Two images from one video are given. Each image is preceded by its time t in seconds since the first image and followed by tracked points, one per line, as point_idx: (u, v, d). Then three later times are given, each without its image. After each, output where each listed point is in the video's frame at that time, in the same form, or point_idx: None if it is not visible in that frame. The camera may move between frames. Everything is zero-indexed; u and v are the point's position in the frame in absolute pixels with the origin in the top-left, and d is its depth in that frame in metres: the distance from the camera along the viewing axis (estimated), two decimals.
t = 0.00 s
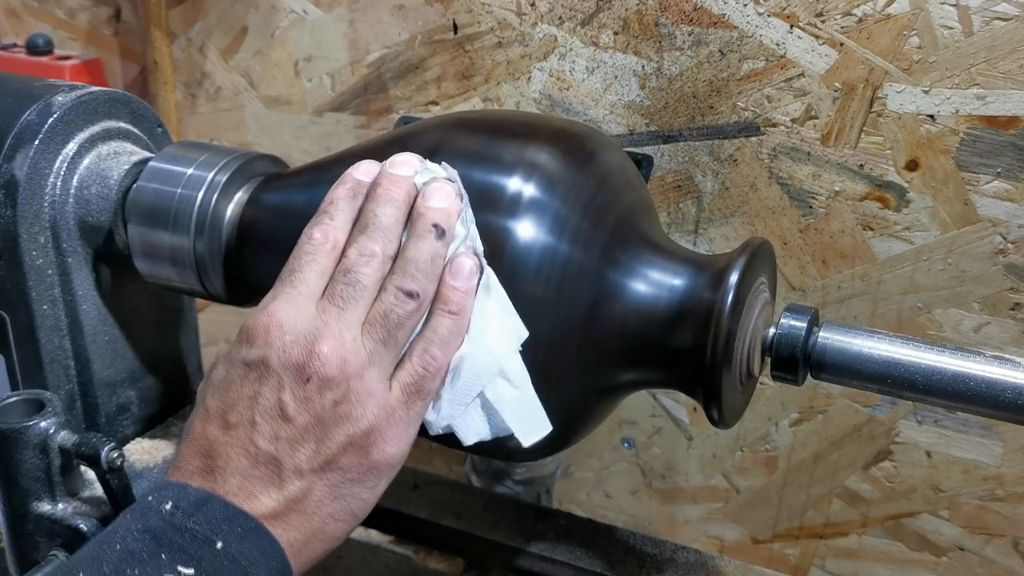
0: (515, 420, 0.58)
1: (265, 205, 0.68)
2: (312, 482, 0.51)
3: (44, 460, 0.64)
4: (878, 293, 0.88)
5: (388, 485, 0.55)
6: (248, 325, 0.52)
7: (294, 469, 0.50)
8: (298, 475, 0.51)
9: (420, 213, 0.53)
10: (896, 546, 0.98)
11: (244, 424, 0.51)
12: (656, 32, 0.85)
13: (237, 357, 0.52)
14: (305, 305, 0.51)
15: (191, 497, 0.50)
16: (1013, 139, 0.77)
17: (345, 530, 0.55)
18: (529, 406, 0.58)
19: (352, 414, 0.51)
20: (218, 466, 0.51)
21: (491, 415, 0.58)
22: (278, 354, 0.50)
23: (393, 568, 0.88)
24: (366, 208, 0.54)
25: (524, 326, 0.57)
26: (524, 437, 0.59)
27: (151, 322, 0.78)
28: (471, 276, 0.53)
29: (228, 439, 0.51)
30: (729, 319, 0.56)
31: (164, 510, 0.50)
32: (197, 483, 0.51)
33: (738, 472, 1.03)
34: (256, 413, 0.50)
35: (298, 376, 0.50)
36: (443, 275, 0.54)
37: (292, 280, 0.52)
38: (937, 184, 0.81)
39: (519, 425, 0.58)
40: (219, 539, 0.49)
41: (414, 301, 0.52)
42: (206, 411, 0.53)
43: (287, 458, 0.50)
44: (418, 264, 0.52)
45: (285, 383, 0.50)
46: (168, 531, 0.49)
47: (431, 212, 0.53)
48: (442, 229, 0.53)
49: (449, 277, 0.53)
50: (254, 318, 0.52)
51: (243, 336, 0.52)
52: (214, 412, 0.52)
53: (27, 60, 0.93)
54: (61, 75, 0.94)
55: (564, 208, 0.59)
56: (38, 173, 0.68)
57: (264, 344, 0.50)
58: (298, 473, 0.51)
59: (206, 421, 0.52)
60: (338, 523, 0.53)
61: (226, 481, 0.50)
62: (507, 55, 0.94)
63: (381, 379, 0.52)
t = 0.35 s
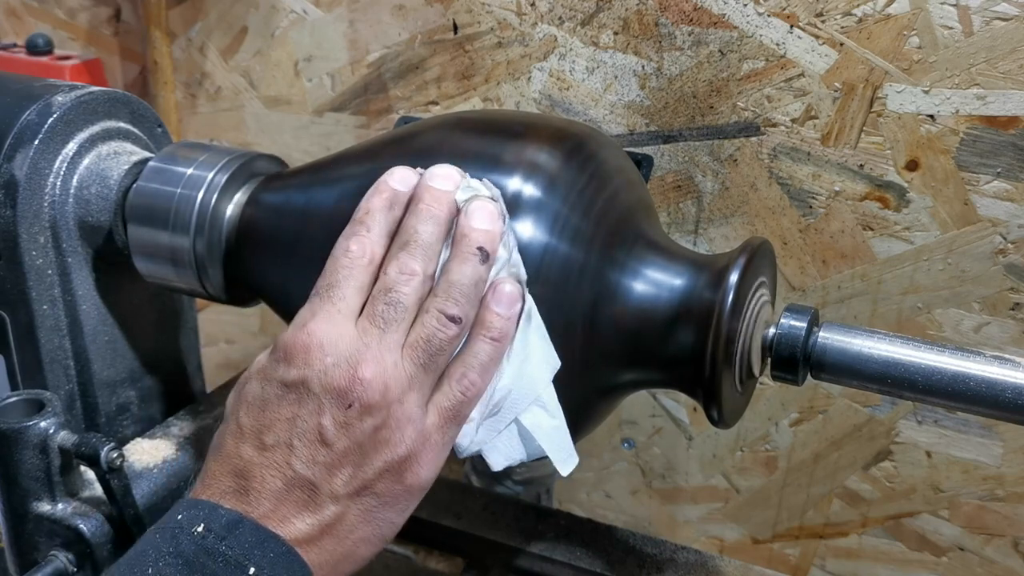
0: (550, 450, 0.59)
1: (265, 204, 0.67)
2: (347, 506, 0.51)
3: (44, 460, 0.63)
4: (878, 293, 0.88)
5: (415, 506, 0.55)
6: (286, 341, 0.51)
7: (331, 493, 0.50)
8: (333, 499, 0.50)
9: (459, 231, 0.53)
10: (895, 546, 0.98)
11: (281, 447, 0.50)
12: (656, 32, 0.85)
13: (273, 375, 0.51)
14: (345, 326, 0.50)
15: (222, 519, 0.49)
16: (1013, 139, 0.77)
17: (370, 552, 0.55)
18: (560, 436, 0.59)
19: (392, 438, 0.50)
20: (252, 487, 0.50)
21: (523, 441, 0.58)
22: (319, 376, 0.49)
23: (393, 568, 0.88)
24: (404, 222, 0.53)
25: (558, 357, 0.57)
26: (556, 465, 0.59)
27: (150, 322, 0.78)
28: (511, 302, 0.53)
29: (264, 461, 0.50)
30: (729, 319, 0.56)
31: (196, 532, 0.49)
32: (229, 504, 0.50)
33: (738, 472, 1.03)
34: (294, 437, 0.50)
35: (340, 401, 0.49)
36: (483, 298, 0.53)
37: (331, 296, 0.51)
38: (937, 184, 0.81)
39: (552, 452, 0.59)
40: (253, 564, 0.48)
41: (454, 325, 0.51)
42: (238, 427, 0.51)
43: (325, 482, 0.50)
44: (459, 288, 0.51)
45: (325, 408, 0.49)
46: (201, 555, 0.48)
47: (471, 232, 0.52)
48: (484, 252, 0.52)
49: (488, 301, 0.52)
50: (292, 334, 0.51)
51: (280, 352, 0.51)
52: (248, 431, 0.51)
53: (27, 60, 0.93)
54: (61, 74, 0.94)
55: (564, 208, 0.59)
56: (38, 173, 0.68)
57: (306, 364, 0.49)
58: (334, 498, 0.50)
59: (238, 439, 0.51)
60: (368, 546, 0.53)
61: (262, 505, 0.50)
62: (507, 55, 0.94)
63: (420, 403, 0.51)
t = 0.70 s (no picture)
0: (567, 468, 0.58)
1: (265, 204, 0.67)
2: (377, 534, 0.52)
3: (44, 460, 0.63)
4: (878, 293, 0.88)
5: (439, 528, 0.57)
6: (319, 372, 0.52)
7: (366, 521, 0.52)
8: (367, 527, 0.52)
9: (487, 257, 0.54)
10: (895, 546, 0.98)
11: (319, 477, 0.50)
12: (656, 32, 0.85)
13: (307, 405, 0.51)
14: (382, 356, 0.52)
15: (262, 552, 0.49)
16: (1013, 139, 0.77)
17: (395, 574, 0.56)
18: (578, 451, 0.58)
19: (426, 465, 0.52)
20: (287, 516, 0.51)
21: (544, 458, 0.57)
22: (356, 405, 0.50)
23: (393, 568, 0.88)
24: (430, 250, 0.55)
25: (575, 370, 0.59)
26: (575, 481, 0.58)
27: (150, 322, 0.78)
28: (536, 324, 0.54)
29: (302, 490, 0.51)
30: (729, 319, 0.56)
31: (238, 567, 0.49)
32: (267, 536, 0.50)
33: (737, 472, 1.03)
34: (331, 468, 0.50)
35: (377, 430, 0.50)
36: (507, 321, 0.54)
37: (360, 323, 0.53)
38: (937, 184, 0.81)
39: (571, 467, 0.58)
40: None
41: (486, 351, 0.53)
42: (269, 458, 0.51)
43: (361, 511, 0.51)
44: (491, 316, 0.54)
45: (363, 437, 0.50)
46: None
47: (502, 256, 0.54)
48: (512, 276, 0.54)
49: (512, 323, 0.54)
50: (325, 364, 0.52)
51: (313, 382, 0.52)
52: (281, 461, 0.51)
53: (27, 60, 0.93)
54: (61, 74, 0.94)
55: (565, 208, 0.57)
56: (38, 173, 0.68)
57: (343, 393, 0.51)
58: (369, 525, 0.52)
59: (272, 470, 0.51)
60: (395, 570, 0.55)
61: (298, 535, 0.50)
62: (507, 55, 0.94)
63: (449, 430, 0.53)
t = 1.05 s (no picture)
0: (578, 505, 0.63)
1: (265, 204, 0.67)
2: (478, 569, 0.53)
3: (44, 460, 0.63)
4: (878, 293, 0.88)
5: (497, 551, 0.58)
6: (465, 407, 0.47)
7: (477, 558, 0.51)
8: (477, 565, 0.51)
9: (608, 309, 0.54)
10: (896, 546, 0.98)
11: (450, 516, 0.48)
12: (656, 32, 0.85)
13: (450, 439, 0.47)
14: (533, 398, 0.49)
15: None
16: (1013, 139, 0.77)
17: None
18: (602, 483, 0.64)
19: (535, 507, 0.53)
20: (414, 559, 0.47)
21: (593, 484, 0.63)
22: (507, 457, 0.47)
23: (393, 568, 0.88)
24: (570, 285, 0.52)
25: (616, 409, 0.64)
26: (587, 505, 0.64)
27: (150, 322, 0.78)
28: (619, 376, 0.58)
29: (432, 532, 0.48)
30: (728, 319, 0.56)
31: None
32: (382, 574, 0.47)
33: (737, 472, 1.03)
34: (461, 508, 0.48)
35: (518, 482, 0.49)
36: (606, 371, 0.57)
37: (513, 365, 0.48)
38: (937, 184, 0.81)
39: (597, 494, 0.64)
40: None
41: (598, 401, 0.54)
42: (389, 486, 0.47)
43: (474, 550, 0.50)
44: (611, 367, 0.54)
45: (505, 487, 0.48)
46: None
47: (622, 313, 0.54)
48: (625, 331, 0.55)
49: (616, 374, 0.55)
50: (474, 400, 0.47)
51: (455, 417, 0.47)
52: (417, 497, 0.47)
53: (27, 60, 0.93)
54: (61, 74, 0.94)
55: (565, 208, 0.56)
56: (38, 173, 0.68)
57: (496, 445, 0.47)
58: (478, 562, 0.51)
59: (398, 500, 0.47)
60: None
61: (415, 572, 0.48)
62: (507, 55, 0.94)
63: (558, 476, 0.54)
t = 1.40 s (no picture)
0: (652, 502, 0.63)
1: (265, 204, 0.67)
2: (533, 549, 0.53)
3: (44, 460, 0.63)
4: (878, 293, 0.88)
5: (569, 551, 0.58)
6: (511, 374, 0.50)
7: (527, 534, 0.52)
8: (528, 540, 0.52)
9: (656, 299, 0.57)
10: (895, 546, 0.99)
11: (495, 482, 0.49)
12: (656, 31, 0.85)
13: (497, 404, 0.49)
14: (580, 371, 0.52)
15: (413, 557, 0.47)
16: (1013, 139, 0.77)
17: None
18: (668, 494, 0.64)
19: (590, 487, 0.54)
20: (456, 524, 0.49)
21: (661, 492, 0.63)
22: (547, 420, 0.49)
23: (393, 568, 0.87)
24: (620, 274, 0.55)
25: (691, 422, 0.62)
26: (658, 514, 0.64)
27: (150, 322, 0.78)
28: (682, 372, 0.59)
29: (476, 497, 0.49)
30: (729, 319, 0.56)
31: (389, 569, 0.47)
32: (424, 543, 0.48)
33: (737, 472, 1.03)
34: (507, 475, 0.49)
35: (560, 447, 0.50)
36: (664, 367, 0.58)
37: (557, 338, 0.52)
38: (937, 184, 0.81)
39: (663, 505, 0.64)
40: None
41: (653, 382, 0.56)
42: (437, 455, 0.50)
43: (523, 523, 0.51)
44: (658, 351, 0.56)
45: (548, 450, 0.50)
46: None
47: (668, 300, 0.57)
48: (675, 319, 0.57)
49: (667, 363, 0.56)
50: (521, 367, 0.50)
51: (501, 384, 0.50)
52: (462, 463, 0.49)
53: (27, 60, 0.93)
54: (61, 74, 0.94)
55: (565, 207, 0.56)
56: (38, 173, 0.68)
57: (538, 408, 0.49)
58: (528, 538, 0.52)
59: (444, 468, 0.49)
60: None
61: (461, 544, 0.49)
62: (507, 55, 0.94)
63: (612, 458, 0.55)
